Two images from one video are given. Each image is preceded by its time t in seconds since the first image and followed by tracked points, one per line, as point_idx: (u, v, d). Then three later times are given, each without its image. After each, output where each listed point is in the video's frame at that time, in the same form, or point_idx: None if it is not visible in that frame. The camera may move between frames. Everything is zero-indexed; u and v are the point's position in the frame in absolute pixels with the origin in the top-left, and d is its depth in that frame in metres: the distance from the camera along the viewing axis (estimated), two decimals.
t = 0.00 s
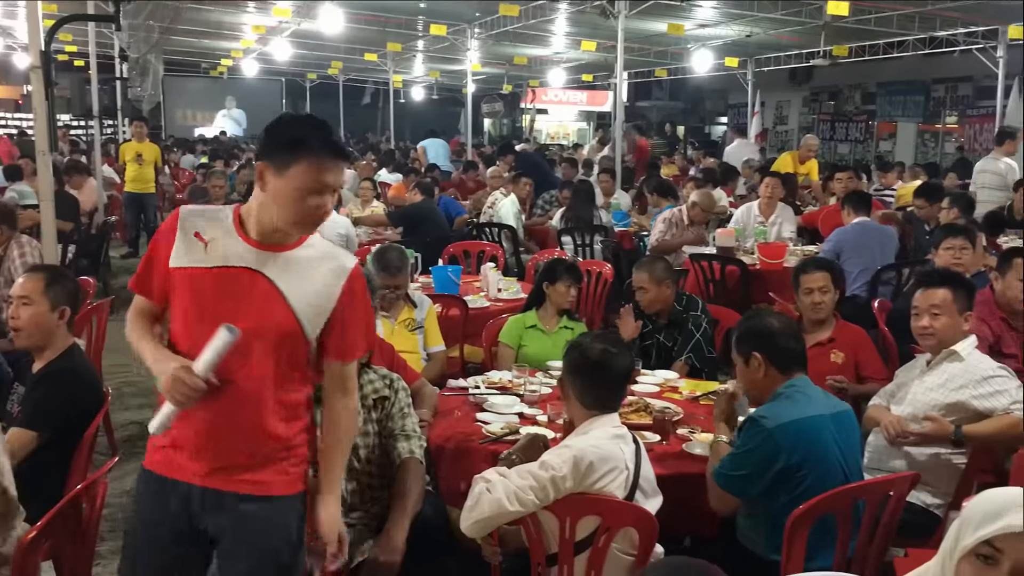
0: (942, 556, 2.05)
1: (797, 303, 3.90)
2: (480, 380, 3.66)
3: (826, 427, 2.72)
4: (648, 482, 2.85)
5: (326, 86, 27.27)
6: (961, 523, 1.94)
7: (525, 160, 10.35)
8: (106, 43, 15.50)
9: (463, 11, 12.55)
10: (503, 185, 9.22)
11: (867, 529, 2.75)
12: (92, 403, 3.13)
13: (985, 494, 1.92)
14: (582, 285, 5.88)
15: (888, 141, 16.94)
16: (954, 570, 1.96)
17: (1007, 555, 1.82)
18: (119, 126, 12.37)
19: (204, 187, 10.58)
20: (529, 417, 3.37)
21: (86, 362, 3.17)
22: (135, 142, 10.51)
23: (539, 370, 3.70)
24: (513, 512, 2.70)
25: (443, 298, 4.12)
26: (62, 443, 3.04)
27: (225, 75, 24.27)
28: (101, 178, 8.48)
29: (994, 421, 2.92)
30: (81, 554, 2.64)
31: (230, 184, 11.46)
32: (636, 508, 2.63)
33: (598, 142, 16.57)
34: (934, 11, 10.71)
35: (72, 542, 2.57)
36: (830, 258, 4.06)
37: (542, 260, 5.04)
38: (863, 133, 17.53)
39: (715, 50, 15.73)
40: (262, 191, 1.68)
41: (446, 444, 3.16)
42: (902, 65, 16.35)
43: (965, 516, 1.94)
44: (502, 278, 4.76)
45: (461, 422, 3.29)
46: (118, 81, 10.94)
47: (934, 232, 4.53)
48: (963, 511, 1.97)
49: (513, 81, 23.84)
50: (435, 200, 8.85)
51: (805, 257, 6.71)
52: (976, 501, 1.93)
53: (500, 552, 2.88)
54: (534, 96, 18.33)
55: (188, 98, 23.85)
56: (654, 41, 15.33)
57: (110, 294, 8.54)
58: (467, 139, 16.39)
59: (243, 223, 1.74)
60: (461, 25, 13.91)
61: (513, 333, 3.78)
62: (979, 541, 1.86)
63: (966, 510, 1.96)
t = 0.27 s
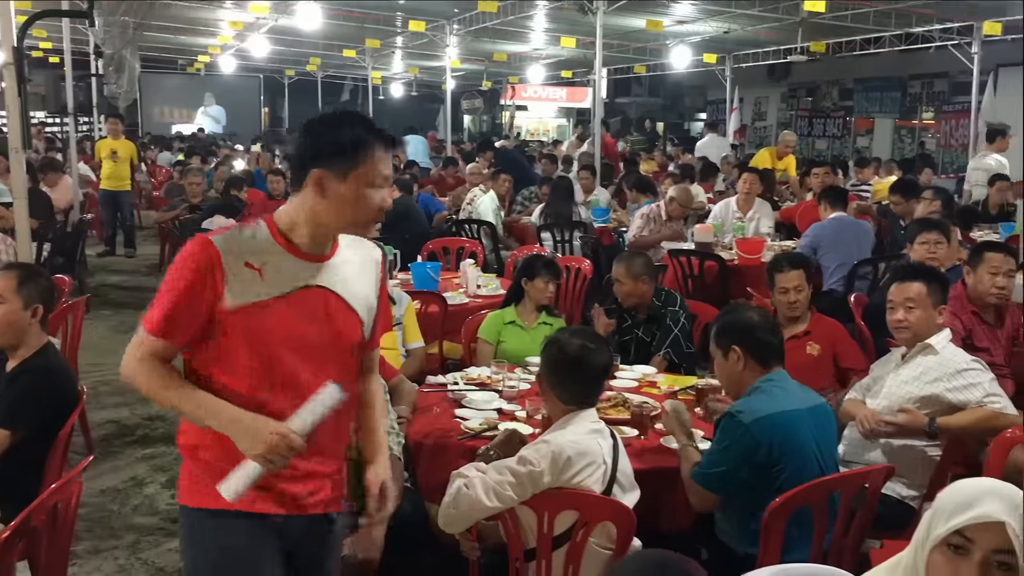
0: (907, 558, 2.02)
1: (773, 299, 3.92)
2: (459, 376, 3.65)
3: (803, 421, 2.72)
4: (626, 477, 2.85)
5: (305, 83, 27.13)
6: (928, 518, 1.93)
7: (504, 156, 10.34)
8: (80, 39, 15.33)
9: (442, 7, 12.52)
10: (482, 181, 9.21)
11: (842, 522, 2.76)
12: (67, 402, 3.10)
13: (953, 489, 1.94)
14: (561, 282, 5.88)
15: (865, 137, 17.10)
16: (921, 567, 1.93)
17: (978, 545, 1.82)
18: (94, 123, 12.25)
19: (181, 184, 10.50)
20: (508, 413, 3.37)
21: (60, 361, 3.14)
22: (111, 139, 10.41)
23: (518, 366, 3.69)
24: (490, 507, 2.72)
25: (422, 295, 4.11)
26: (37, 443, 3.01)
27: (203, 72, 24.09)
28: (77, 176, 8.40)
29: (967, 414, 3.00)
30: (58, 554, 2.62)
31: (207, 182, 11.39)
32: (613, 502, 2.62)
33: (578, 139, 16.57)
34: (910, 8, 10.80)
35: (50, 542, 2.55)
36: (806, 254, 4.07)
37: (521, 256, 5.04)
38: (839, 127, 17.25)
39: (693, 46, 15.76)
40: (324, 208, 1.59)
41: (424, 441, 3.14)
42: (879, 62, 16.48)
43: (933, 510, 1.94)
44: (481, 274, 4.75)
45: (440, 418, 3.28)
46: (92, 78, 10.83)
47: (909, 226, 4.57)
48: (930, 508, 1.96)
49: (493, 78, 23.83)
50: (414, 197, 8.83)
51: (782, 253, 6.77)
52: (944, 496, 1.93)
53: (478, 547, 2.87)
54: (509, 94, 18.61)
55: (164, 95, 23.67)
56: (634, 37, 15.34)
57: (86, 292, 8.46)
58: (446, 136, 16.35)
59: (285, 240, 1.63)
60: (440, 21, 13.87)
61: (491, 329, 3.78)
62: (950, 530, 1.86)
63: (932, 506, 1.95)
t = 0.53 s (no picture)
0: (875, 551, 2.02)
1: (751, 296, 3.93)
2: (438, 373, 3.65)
3: (780, 415, 2.72)
4: (603, 472, 2.86)
5: (283, 79, 26.98)
6: (898, 511, 1.94)
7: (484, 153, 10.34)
8: (55, 36, 15.18)
9: (421, 4, 12.49)
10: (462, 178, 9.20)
11: (819, 515, 2.77)
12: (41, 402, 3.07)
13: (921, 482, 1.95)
14: (540, 278, 5.88)
15: (842, 133, 17.27)
16: (894, 560, 1.93)
17: (950, 536, 1.84)
18: (69, 120, 12.14)
19: (158, 182, 10.43)
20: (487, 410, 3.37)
21: (34, 360, 3.11)
22: (86, 137, 10.33)
23: (497, 363, 3.70)
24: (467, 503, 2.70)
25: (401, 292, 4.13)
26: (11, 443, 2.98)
27: (180, 69, 23.91)
28: (52, 174, 8.32)
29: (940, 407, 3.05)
30: (31, 554, 2.58)
31: (183, 180, 11.32)
32: (586, 495, 2.60)
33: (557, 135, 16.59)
34: (885, 5, 10.90)
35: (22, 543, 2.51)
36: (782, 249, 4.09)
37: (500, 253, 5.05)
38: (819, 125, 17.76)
39: (672, 43, 15.81)
40: (430, 225, 1.56)
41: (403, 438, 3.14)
42: (856, 58, 16.64)
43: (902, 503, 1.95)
44: (460, 271, 4.76)
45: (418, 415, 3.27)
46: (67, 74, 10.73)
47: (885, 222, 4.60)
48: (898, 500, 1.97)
49: (472, 74, 23.79)
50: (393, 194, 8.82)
51: (760, 249, 6.82)
52: (913, 489, 1.95)
53: (456, 544, 2.86)
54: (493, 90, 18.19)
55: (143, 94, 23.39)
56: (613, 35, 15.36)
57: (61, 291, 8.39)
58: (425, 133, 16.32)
59: (385, 263, 1.57)
60: (419, 19, 13.84)
61: (470, 326, 3.78)
62: (922, 521, 1.87)
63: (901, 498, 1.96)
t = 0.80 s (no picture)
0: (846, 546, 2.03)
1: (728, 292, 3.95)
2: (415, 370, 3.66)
3: (753, 411, 2.75)
4: (579, 469, 2.87)
5: (259, 76, 26.80)
6: (869, 505, 1.95)
7: (462, 150, 10.35)
8: (28, 32, 15.00)
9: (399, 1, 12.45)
10: (440, 175, 9.20)
11: (794, 509, 2.79)
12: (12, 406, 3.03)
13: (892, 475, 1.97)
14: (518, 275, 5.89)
15: (818, 130, 17.44)
16: (865, 554, 1.94)
17: (920, 528, 1.85)
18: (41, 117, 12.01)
19: (133, 180, 10.35)
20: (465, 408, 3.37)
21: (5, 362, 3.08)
22: (60, 134, 10.24)
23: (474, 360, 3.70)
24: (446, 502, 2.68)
25: (378, 289, 4.18)
26: None
27: (156, 66, 23.70)
28: (25, 172, 8.24)
29: (913, 401, 3.08)
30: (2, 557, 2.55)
31: (160, 178, 11.24)
32: (567, 492, 2.62)
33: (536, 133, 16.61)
34: (859, 3, 10.99)
35: None
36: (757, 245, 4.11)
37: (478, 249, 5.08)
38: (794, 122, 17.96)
39: (650, 40, 15.84)
40: (559, 219, 1.68)
41: (380, 435, 3.13)
42: (831, 56, 16.79)
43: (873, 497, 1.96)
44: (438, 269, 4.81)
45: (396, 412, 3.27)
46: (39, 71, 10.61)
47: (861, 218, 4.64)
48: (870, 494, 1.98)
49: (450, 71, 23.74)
50: (370, 192, 8.81)
51: (736, 244, 6.87)
52: (884, 482, 1.96)
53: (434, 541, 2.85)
54: (469, 87, 17.97)
55: (118, 89, 23.54)
56: (590, 31, 15.36)
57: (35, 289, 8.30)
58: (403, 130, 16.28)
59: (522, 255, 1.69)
60: (397, 15, 13.80)
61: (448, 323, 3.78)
62: (892, 513, 1.88)
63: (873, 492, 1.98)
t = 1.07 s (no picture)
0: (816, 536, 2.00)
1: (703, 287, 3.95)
2: (391, 367, 3.65)
3: (725, 406, 2.76)
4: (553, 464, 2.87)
5: (235, 74, 26.59)
6: (838, 495, 1.92)
7: (439, 148, 10.34)
8: None
9: None
10: (417, 173, 9.18)
11: (765, 503, 2.81)
12: None
13: (862, 466, 1.94)
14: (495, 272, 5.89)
15: (793, 127, 17.58)
16: (835, 546, 1.90)
17: (890, 519, 1.82)
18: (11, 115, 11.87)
19: (107, 178, 10.27)
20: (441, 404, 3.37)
21: None
22: (32, 132, 10.13)
23: (450, 356, 3.70)
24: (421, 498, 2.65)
25: (353, 287, 4.19)
26: None
27: (130, 64, 23.45)
28: None
29: (885, 395, 3.12)
30: None
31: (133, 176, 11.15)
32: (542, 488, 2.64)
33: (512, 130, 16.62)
34: None
35: None
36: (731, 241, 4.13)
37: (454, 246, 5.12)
38: (769, 119, 18.07)
39: (625, 38, 15.85)
40: (654, 191, 2.05)
41: (356, 433, 3.13)
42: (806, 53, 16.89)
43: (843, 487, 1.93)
44: (415, 266, 4.84)
45: (371, 410, 3.26)
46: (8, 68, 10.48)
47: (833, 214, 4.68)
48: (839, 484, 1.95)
49: (427, 69, 23.66)
50: (347, 189, 8.78)
51: (712, 241, 6.90)
52: (854, 472, 1.93)
53: (409, 537, 2.85)
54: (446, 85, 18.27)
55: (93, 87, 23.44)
56: (567, 29, 15.34)
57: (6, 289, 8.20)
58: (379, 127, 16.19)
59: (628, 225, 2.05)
60: (373, 12, 13.73)
61: (424, 320, 3.78)
62: (862, 505, 1.85)
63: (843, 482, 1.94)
